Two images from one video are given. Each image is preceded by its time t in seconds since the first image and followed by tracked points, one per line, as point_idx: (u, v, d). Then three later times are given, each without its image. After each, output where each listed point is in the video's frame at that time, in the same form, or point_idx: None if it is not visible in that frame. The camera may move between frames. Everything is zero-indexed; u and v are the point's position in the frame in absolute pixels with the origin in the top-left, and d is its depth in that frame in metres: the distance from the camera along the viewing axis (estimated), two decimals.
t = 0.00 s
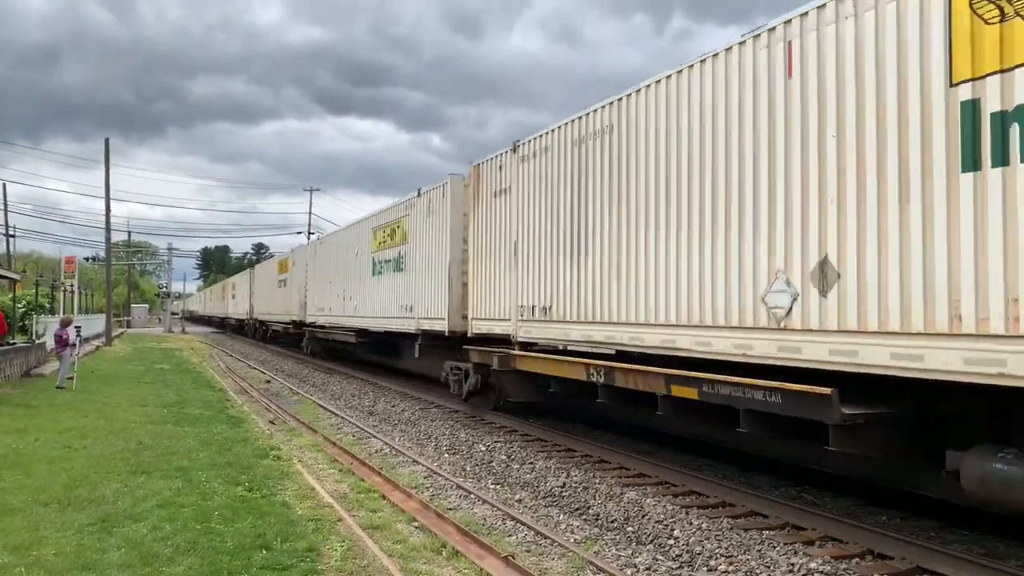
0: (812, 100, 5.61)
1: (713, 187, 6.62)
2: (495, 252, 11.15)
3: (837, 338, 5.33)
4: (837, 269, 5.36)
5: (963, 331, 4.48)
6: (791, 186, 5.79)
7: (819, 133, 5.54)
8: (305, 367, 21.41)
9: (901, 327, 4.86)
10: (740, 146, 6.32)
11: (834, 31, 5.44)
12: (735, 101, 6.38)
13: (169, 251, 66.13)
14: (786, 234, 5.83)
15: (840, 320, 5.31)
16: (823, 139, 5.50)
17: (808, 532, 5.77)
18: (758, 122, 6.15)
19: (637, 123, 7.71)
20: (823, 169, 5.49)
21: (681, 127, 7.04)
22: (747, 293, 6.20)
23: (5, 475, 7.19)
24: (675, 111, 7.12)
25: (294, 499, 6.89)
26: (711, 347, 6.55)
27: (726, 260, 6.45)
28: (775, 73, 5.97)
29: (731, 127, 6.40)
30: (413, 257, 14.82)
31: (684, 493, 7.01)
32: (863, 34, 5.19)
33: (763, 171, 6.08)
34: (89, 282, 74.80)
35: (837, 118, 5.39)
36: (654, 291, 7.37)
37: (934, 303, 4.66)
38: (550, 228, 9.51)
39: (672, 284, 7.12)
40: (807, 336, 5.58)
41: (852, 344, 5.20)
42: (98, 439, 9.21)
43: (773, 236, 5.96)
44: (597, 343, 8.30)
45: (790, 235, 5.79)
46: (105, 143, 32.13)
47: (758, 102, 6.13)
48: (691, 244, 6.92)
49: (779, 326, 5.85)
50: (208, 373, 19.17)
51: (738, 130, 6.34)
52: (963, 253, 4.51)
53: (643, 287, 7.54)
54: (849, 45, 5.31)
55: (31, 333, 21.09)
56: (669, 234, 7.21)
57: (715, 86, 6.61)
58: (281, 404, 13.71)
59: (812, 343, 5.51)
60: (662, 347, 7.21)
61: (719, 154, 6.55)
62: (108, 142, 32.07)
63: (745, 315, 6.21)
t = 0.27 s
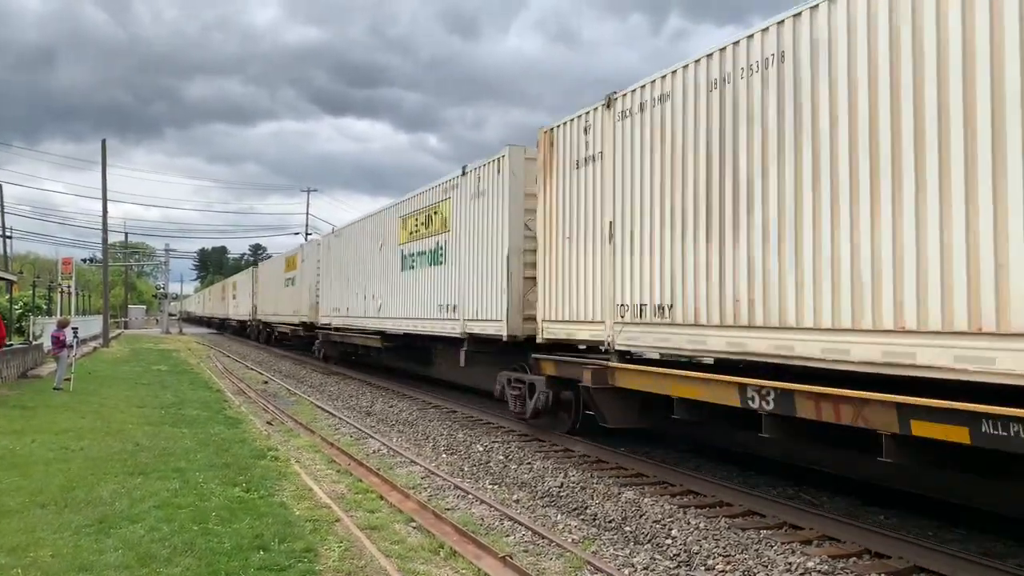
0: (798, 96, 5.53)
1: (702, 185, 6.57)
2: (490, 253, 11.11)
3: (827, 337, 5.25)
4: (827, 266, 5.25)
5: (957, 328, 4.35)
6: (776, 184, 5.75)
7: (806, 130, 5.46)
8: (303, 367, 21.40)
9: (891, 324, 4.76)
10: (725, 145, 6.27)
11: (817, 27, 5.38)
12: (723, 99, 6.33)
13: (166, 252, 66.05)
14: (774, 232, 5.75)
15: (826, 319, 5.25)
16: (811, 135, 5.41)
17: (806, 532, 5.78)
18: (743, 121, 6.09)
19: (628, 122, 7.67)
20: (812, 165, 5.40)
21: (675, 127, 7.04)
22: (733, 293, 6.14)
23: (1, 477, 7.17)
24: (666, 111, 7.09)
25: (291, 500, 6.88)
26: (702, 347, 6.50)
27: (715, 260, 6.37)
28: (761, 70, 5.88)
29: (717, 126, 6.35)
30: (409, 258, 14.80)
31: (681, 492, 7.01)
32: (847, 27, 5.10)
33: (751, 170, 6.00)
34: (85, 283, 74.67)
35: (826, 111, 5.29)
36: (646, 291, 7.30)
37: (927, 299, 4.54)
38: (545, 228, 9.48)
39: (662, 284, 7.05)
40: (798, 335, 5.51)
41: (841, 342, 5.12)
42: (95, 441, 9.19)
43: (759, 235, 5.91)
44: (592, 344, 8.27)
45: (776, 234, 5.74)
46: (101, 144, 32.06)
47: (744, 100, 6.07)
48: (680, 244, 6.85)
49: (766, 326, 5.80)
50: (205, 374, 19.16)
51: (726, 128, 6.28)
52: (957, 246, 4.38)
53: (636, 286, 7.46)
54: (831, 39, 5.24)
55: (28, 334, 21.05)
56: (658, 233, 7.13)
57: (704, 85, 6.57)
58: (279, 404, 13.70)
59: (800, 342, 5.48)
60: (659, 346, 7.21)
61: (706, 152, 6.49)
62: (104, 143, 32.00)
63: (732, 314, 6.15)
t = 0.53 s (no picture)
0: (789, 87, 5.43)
1: (695, 180, 6.52)
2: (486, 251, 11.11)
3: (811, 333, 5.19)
4: (816, 258, 5.14)
5: (945, 324, 4.24)
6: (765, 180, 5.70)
7: (795, 121, 5.35)
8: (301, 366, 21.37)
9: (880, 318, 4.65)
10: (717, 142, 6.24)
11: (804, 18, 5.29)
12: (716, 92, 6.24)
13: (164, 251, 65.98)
14: (767, 224, 5.65)
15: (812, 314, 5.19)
16: (801, 123, 5.29)
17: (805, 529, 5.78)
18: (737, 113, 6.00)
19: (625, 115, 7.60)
20: (798, 160, 5.36)
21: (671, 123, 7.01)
22: (723, 290, 6.10)
23: None
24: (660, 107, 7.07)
25: (290, 498, 6.87)
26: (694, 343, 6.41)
27: (708, 254, 6.27)
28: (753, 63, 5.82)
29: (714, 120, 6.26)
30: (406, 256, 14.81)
31: (681, 490, 7.01)
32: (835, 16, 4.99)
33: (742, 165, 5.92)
34: (84, 282, 74.62)
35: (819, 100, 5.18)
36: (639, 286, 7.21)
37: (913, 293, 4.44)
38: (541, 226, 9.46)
39: (657, 281, 6.97)
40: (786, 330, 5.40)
41: (828, 337, 5.02)
42: (94, 439, 9.18)
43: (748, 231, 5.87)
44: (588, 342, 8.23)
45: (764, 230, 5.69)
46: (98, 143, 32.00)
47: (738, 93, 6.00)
48: (674, 240, 6.79)
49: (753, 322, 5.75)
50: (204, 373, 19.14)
51: (719, 121, 6.21)
52: (940, 240, 4.29)
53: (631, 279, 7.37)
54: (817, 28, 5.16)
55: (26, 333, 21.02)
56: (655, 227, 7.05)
57: (697, 78, 6.51)
58: (278, 403, 13.68)
59: (785, 339, 5.43)
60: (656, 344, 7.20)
61: (701, 148, 6.42)
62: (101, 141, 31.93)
63: (722, 309, 6.06)
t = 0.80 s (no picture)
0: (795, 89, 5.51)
1: (701, 182, 6.60)
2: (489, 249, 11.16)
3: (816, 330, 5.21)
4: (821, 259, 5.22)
5: (939, 318, 4.26)
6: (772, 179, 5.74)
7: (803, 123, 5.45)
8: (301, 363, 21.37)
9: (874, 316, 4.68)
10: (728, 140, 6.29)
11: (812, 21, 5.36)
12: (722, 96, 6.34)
13: (164, 249, 65.96)
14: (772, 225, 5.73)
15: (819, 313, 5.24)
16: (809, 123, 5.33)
17: (805, 526, 5.79)
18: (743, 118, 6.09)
19: (631, 117, 7.69)
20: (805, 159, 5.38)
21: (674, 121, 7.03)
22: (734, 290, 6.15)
23: None
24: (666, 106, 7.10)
25: (290, 495, 6.88)
26: (703, 343, 6.52)
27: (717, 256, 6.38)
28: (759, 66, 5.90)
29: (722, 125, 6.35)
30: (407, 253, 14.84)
31: (681, 487, 7.02)
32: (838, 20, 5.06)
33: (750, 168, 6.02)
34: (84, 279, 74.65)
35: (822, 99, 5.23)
36: (648, 287, 7.31)
37: (903, 291, 4.49)
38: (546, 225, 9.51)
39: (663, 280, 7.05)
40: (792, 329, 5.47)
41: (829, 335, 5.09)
42: (94, 436, 9.19)
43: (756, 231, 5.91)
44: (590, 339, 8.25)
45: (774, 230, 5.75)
46: (98, 140, 31.96)
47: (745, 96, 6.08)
48: (681, 241, 6.89)
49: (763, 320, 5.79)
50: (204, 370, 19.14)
51: (726, 124, 6.30)
52: (938, 235, 4.28)
53: (638, 280, 7.48)
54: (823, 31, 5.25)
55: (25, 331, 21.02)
56: (661, 229, 7.14)
57: (703, 81, 6.60)
58: (278, 400, 13.68)
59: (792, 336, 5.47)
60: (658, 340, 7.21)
61: (707, 150, 6.50)
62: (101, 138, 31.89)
63: (733, 310, 6.17)
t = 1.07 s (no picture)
0: (806, 92, 5.58)
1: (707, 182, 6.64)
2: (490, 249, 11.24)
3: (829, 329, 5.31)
4: (831, 261, 5.31)
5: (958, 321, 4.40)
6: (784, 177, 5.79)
7: (812, 124, 5.51)
8: (303, 362, 21.40)
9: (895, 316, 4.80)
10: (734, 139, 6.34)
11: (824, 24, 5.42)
12: (728, 98, 6.39)
13: (166, 247, 66.03)
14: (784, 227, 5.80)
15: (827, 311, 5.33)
16: (818, 127, 5.44)
17: (806, 524, 5.79)
18: (750, 122, 6.19)
19: (637, 118, 7.74)
20: (815, 161, 5.47)
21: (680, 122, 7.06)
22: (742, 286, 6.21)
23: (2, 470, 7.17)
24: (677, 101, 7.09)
25: (292, 493, 6.89)
26: (709, 343, 6.55)
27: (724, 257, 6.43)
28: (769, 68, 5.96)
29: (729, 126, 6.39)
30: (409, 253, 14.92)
31: (682, 485, 7.02)
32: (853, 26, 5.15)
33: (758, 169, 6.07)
34: (87, 279, 74.87)
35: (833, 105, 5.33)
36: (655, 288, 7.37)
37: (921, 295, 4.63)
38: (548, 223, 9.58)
39: (671, 278, 7.13)
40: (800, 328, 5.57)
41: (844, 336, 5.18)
42: (96, 434, 9.21)
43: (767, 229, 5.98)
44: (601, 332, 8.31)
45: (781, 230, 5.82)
46: (102, 138, 32.00)
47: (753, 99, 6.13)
48: (687, 240, 6.93)
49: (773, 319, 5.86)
50: (205, 368, 19.17)
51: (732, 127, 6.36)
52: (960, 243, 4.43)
53: (645, 280, 7.53)
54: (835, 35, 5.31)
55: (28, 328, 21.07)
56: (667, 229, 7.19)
57: (709, 84, 6.64)
58: (279, 398, 13.71)
59: (801, 332, 5.56)
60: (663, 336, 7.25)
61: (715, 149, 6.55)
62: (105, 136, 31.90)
63: (739, 310, 6.22)
